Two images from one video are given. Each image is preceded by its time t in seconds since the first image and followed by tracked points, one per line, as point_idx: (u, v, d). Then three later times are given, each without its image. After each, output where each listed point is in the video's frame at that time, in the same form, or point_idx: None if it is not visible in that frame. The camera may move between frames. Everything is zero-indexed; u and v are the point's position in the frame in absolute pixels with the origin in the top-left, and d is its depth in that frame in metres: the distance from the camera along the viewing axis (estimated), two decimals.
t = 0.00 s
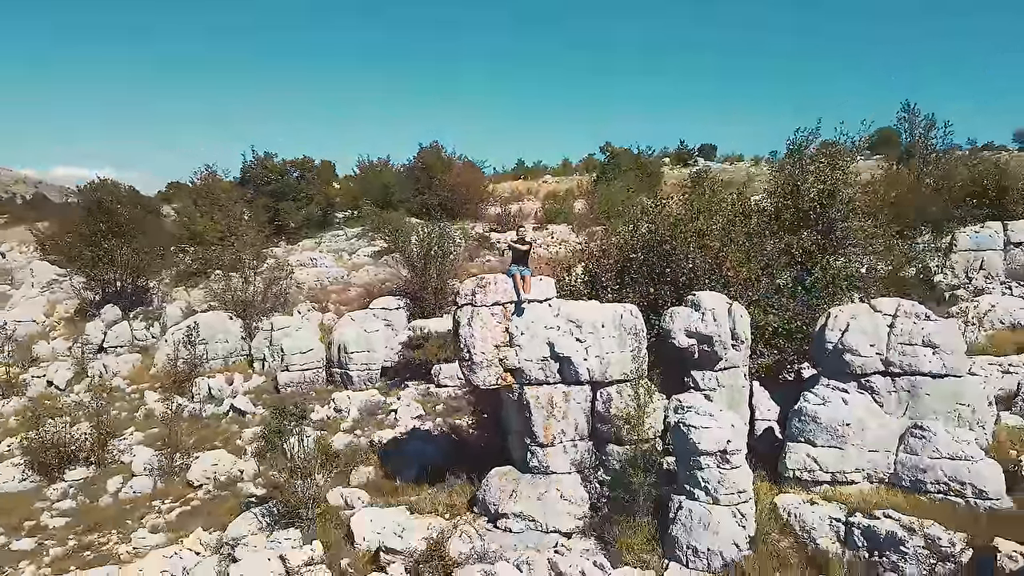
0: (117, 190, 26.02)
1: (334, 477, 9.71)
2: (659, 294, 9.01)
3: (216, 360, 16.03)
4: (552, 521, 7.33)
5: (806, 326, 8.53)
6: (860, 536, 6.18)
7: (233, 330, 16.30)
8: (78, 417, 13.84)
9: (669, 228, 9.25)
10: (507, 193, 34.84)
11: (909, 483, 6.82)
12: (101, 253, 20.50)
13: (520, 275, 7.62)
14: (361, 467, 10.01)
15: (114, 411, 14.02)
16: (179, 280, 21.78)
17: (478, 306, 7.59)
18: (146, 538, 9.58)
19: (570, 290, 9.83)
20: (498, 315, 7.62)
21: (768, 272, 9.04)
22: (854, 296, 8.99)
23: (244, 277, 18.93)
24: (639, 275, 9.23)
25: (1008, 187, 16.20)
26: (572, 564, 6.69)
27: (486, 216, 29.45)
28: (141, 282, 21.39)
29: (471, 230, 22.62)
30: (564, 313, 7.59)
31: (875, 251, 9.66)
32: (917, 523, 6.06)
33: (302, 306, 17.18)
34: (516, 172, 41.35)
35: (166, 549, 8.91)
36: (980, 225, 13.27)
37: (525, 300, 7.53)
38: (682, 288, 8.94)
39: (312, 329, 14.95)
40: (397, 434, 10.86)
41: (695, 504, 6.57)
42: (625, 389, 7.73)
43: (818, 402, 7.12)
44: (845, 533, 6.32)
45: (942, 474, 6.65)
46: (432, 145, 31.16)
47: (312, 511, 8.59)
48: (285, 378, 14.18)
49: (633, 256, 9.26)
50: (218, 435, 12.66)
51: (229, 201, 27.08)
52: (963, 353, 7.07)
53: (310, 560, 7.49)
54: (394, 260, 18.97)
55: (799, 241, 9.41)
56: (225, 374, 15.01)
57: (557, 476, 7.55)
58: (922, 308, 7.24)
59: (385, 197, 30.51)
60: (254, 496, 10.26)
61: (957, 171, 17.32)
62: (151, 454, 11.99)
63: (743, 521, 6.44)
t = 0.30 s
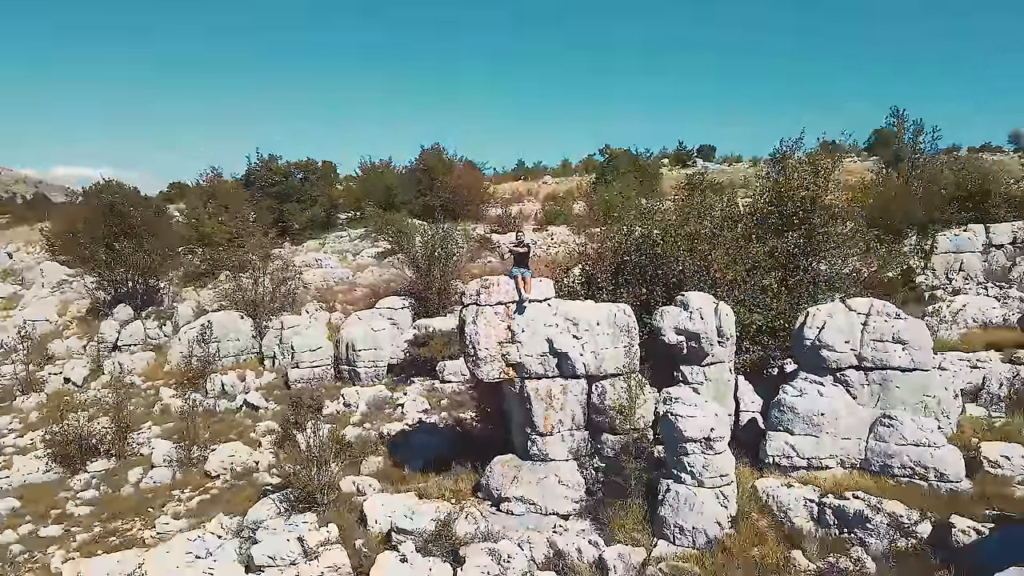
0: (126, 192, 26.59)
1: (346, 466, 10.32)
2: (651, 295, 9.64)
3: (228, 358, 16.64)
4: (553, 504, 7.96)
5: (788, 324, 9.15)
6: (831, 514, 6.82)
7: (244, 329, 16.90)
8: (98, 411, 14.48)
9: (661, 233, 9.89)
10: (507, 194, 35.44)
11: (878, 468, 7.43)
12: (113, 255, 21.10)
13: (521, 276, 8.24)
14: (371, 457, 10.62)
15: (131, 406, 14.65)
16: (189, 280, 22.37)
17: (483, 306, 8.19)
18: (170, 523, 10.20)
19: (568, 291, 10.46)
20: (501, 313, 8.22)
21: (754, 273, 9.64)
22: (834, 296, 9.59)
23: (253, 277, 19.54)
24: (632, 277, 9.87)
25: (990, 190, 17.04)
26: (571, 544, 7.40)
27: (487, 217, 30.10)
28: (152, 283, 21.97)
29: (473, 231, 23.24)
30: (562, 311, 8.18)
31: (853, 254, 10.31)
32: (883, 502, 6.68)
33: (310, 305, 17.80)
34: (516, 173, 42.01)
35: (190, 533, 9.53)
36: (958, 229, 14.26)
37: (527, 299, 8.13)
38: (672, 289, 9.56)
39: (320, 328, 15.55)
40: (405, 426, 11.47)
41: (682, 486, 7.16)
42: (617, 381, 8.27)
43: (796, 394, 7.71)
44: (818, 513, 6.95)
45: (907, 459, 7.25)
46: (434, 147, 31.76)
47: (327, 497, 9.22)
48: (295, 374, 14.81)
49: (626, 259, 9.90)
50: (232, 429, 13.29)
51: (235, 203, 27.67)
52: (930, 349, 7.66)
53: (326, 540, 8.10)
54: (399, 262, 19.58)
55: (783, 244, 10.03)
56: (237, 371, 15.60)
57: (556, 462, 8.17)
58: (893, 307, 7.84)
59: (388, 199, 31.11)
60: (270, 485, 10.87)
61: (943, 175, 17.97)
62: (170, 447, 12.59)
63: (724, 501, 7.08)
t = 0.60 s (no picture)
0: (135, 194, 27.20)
1: (356, 457, 10.94)
2: (643, 296, 10.29)
3: (239, 356, 17.27)
4: (552, 490, 8.59)
5: (771, 323, 9.79)
6: (806, 497, 7.44)
7: (254, 328, 17.53)
8: (115, 406, 15.08)
9: (653, 238, 10.53)
10: (508, 196, 36.06)
11: (850, 454, 8.08)
12: (125, 256, 21.72)
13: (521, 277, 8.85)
14: (380, 448, 11.25)
15: (147, 401, 15.25)
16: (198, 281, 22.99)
17: (486, 306, 8.80)
18: (190, 510, 10.81)
19: (566, 292, 11.10)
20: (503, 312, 8.83)
21: (740, 276, 10.26)
22: (815, 297, 10.22)
23: (261, 278, 20.16)
24: (626, 279, 10.52)
25: (973, 195, 17.68)
26: (568, 525, 8.01)
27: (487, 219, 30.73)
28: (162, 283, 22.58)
29: (474, 233, 23.88)
30: (560, 310, 8.78)
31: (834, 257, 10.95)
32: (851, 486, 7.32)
33: (317, 305, 18.43)
34: (517, 175, 42.65)
35: (210, 519, 10.13)
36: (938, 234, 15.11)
37: (526, 299, 8.73)
38: (663, 290, 10.20)
39: (328, 327, 16.18)
40: (411, 420, 12.10)
41: (669, 472, 7.79)
42: (611, 375, 8.90)
43: (776, 387, 8.34)
44: (795, 496, 7.58)
45: (878, 447, 7.89)
46: (435, 150, 32.40)
47: (340, 484, 9.84)
48: (305, 372, 15.44)
49: (620, 263, 10.54)
50: (246, 424, 13.92)
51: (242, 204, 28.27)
52: (901, 346, 8.25)
53: (340, 524, 8.72)
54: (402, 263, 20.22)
55: (768, 248, 10.67)
56: (248, 368, 16.20)
57: (553, 451, 8.79)
58: (867, 307, 8.43)
59: (390, 201, 31.74)
60: (284, 475, 11.50)
61: (928, 180, 18.61)
62: (187, 440, 13.21)
63: (709, 485, 7.70)
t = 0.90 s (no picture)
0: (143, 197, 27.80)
1: (366, 449, 11.59)
2: (636, 298, 10.94)
3: (249, 355, 17.90)
4: (547, 479, 9.23)
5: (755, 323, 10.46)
6: (783, 483, 8.08)
7: (264, 327, 18.16)
8: (131, 402, 15.71)
9: (645, 242, 11.18)
10: (508, 197, 36.66)
11: (825, 445, 8.68)
12: (136, 258, 22.34)
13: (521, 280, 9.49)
14: (388, 441, 11.91)
15: (162, 397, 15.88)
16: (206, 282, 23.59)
17: (488, 308, 9.43)
18: (208, 500, 11.45)
19: (564, 294, 11.76)
20: (503, 312, 9.45)
21: (727, 278, 10.91)
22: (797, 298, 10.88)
23: (269, 279, 20.79)
24: (620, 281, 11.17)
25: (957, 199, 18.32)
26: (564, 509, 8.66)
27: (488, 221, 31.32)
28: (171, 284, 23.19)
29: (476, 235, 24.49)
30: (557, 311, 9.39)
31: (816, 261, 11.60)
32: (824, 472, 7.97)
33: (324, 305, 19.08)
34: (517, 176, 43.25)
35: (229, 507, 10.77)
36: (920, 237, 15.79)
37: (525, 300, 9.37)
38: (654, 292, 10.86)
39: (335, 327, 16.81)
40: (417, 415, 12.75)
41: (658, 461, 8.43)
42: (605, 371, 9.54)
43: (757, 382, 8.99)
44: (773, 482, 8.22)
45: (851, 438, 8.47)
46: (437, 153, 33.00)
47: (351, 474, 10.49)
48: (314, 369, 16.10)
49: (614, 266, 11.19)
50: (258, 419, 14.56)
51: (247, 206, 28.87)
52: (874, 344, 8.87)
53: (352, 509, 9.37)
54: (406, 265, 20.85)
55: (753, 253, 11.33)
56: (258, 366, 16.84)
57: (551, 443, 9.44)
58: (843, 307, 9.04)
59: (392, 203, 32.37)
60: (297, 467, 12.15)
61: (915, 184, 19.24)
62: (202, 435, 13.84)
63: (694, 473, 8.35)
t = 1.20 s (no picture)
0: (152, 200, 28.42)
1: (374, 441, 12.26)
2: (629, 300, 11.65)
3: (259, 353, 18.58)
4: (548, 468, 9.85)
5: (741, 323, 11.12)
6: (765, 471, 8.74)
7: (273, 327, 18.83)
8: (146, 398, 16.37)
9: (638, 246, 11.84)
10: (509, 199, 37.32)
11: (805, 436, 9.39)
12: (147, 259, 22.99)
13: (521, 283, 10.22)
14: (395, 434, 12.58)
15: (176, 394, 16.54)
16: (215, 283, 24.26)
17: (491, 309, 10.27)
18: (226, 489, 12.12)
19: (562, 294, 12.42)
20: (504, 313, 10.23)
21: (715, 281, 11.57)
22: (781, 300, 11.55)
23: (277, 279, 21.44)
24: (614, 284, 11.84)
25: (942, 203, 18.99)
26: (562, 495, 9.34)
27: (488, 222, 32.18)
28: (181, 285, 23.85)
29: (477, 238, 25.17)
30: (555, 311, 10.01)
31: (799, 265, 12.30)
32: (801, 460, 8.63)
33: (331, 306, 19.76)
34: (517, 177, 43.92)
35: (246, 496, 11.44)
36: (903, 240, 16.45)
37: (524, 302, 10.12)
38: (646, 293, 11.54)
39: (341, 326, 17.44)
40: (422, 410, 13.42)
41: (649, 450, 9.05)
42: (600, 368, 10.18)
43: (742, 378, 9.57)
44: (755, 470, 8.88)
45: (828, 429, 9.24)
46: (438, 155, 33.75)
47: (361, 465, 11.18)
48: (322, 367, 16.78)
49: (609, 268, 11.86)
50: (270, 415, 15.24)
51: (254, 209, 29.55)
52: (851, 343, 9.48)
53: (363, 497, 10.02)
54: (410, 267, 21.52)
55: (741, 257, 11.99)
56: (269, 364, 17.49)
57: (550, 435, 10.00)
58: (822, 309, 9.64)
59: (395, 205, 33.05)
60: (309, 459, 12.81)
61: (902, 189, 19.91)
62: (218, 430, 14.51)
63: (682, 462, 9.00)
